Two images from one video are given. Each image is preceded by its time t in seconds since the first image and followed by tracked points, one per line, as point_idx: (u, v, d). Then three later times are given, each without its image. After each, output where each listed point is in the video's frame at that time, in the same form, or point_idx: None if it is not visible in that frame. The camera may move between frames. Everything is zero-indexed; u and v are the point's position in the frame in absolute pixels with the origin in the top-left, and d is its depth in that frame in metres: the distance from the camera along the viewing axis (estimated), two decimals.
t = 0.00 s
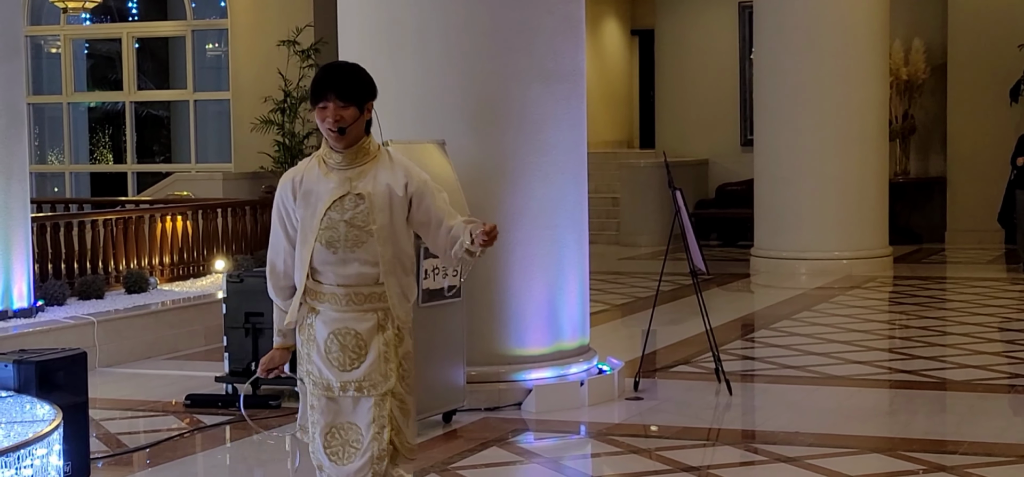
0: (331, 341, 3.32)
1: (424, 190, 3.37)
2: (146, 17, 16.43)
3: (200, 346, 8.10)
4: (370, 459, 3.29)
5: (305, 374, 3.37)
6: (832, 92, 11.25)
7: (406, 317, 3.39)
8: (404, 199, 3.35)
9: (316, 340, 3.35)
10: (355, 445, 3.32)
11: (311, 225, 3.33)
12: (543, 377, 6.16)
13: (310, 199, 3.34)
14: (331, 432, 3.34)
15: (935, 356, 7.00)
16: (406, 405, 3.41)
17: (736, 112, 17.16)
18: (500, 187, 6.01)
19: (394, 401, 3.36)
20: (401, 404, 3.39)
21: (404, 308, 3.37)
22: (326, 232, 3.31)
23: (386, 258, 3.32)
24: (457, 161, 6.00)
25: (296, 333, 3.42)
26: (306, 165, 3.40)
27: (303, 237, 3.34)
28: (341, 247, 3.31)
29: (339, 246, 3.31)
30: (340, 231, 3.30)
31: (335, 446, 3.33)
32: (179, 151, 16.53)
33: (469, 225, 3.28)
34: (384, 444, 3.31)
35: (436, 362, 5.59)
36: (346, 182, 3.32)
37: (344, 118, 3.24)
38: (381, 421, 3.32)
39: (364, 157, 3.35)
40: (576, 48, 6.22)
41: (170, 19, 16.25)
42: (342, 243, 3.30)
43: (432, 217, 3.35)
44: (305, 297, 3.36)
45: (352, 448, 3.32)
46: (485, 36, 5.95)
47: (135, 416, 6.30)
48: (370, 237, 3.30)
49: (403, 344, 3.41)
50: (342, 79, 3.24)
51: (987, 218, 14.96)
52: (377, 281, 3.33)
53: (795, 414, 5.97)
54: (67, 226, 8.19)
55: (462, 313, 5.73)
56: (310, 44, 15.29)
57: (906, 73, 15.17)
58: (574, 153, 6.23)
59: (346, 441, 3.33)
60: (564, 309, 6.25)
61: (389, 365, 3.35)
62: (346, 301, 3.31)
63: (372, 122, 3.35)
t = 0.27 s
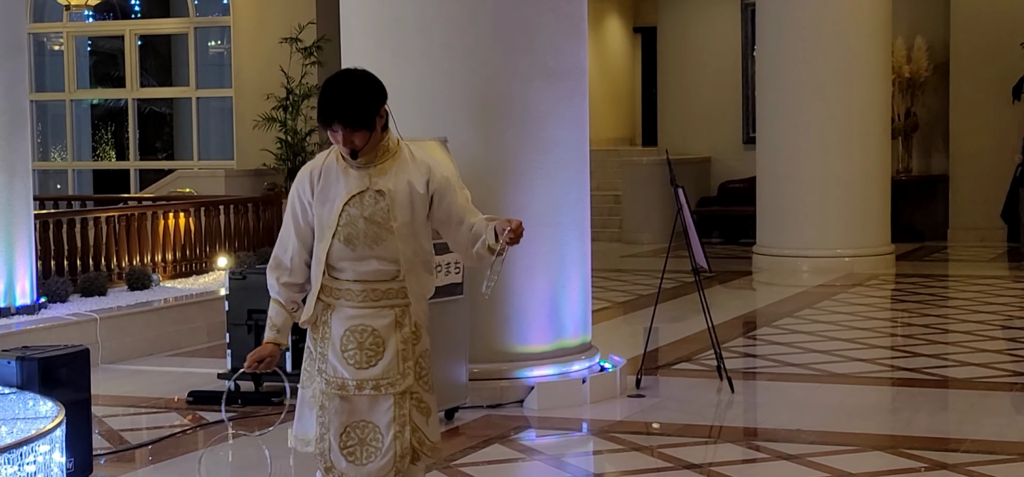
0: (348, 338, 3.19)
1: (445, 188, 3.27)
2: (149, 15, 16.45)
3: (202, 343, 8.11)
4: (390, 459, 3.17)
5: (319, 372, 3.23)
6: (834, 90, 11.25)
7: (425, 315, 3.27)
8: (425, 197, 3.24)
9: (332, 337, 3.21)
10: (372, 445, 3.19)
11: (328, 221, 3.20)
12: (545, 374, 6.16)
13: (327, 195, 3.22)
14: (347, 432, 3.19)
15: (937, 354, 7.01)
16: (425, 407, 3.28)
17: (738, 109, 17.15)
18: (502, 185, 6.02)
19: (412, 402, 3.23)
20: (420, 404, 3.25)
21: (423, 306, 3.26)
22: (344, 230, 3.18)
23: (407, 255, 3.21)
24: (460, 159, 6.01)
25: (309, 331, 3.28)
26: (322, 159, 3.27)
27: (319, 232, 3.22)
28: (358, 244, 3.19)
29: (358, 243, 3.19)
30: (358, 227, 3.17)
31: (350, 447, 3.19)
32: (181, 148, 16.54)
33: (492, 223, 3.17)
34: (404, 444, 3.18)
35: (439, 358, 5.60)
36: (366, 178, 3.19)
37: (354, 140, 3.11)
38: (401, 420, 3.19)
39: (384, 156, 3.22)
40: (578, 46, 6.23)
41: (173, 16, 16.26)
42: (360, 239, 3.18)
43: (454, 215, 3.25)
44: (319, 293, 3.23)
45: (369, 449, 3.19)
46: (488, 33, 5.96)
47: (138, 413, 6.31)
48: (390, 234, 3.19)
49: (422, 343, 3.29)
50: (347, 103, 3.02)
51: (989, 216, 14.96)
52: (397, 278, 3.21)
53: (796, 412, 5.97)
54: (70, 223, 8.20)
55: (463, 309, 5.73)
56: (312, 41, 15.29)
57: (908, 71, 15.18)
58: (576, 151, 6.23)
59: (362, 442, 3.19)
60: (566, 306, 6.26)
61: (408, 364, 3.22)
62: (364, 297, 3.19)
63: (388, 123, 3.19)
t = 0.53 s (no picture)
0: (357, 339, 3.20)
1: (462, 190, 3.26)
2: (150, 14, 16.45)
3: (203, 343, 8.11)
4: (395, 463, 3.17)
5: (325, 373, 3.23)
6: (835, 90, 11.25)
7: (436, 318, 3.27)
8: (440, 200, 3.24)
9: (341, 338, 3.22)
10: (376, 448, 3.19)
11: (342, 222, 3.20)
12: (546, 374, 6.16)
13: (342, 194, 3.22)
14: (350, 434, 3.20)
15: (938, 355, 7.01)
16: (433, 411, 3.27)
17: (740, 110, 17.16)
18: (503, 185, 6.02)
19: (419, 405, 3.23)
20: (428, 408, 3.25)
21: (433, 310, 3.26)
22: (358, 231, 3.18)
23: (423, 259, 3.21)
24: (461, 159, 6.02)
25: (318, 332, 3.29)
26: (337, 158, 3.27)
27: (332, 231, 3.22)
28: (371, 246, 3.19)
29: (371, 246, 3.19)
30: (373, 229, 3.18)
31: (353, 449, 3.19)
32: (182, 148, 16.54)
33: (503, 226, 3.17)
34: (409, 448, 3.18)
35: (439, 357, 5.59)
36: (381, 180, 3.19)
37: (369, 145, 3.10)
38: (407, 424, 3.19)
39: (400, 157, 3.22)
40: (579, 46, 6.23)
41: (174, 16, 16.26)
42: (375, 241, 3.19)
43: (469, 218, 3.24)
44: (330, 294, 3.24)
45: (372, 452, 3.19)
46: (488, 33, 5.96)
47: (139, 412, 6.31)
48: (404, 237, 3.19)
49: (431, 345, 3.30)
50: (364, 108, 3.00)
51: (990, 216, 14.96)
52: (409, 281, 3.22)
53: (797, 412, 5.98)
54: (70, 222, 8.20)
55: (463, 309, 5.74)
56: (313, 41, 15.28)
57: (909, 71, 15.19)
58: (577, 151, 6.23)
59: (366, 444, 3.20)
60: (567, 307, 6.26)
61: (416, 367, 3.23)
62: (374, 299, 3.20)
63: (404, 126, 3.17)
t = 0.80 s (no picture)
0: (367, 340, 3.20)
1: (478, 194, 3.29)
2: (151, 14, 16.44)
3: (204, 343, 8.11)
4: (402, 466, 3.18)
5: (334, 373, 3.22)
6: (835, 91, 11.26)
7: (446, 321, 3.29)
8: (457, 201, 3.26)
9: (352, 339, 3.21)
10: (383, 451, 3.19)
11: (358, 221, 3.18)
12: (547, 374, 6.17)
13: (357, 192, 3.20)
14: (358, 436, 3.20)
15: (938, 355, 7.02)
16: (440, 414, 3.28)
17: (740, 110, 17.17)
18: (505, 184, 6.03)
19: (427, 408, 3.23)
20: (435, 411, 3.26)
21: (444, 312, 3.27)
22: (374, 231, 3.17)
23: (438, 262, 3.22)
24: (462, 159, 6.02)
25: (326, 332, 3.28)
26: (352, 155, 3.24)
27: (346, 229, 3.20)
28: (388, 247, 3.19)
29: (386, 246, 3.19)
30: (388, 230, 3.17)
31: (360, 450, 3.19)
32: (183, 147, 16.54)
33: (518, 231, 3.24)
34: (417, 451, 3.19)
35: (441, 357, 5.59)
36: (400, 179, 3.18)
37: (391, 142, 3.10)
38: (415, 427, 3.19)
39: (418, 158, 3.21)
40: (580, 47, 6.23)
41: (175, 16, 16.27)
42: (390, 242, 3.18)
43: (484, 222, 3.29)
44: (341, 294, 3.23)
45: (379, 454, 3.19)
46: (489, 33, 5.96)
47: (139, 412, 6.31)
48: (420, 238, 3.19)
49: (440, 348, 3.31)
50: (394, 103, 2.99)
51: (990, 216, 14.97)
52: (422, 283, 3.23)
53: (797, 413, 5.98)
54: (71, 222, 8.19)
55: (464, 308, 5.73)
56: (314, 41, 15.27)
57: (911, 72, 15.21)
58: (578, 151, 6.24)
59: (373, 447, 3.20)
60: (568, 307, 6.26)
61: (425, 370, 3.23)
62: (386, 300, 3.20)
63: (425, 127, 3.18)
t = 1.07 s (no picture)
0: (381, 341, 3.21)
1: (490, 195, 3.37)
2: (152, 14, 16.43)
3: (205, 343, 8.12)
4: (416, 466, 3.22)
5: (348, 375, 3.23)
6: (836, 92, 11.26)
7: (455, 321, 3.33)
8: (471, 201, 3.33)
9: (366, 341, 3.22)
10: (398, 452, 3.22)
11: (376, 218, 3.21)
12: (548, 374, 6.17)
13: (376, 188, 3.23)
14: (374, 437, 3.21)
15: (939, 356, 7.02)
16: (449, 414, 3.32)
17: (741, 111, 17.17)
18: (506, 185, 6.04)
19: (436, 409, 3.28)
20: (445, 412, 3.30)
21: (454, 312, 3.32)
22: (393, 229, 3.20)
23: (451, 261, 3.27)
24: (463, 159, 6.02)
25: (338, 333, 3.28)
26: (369, 152, 3.27)
27: (364, 225, 3.22)
28: (406, 245, 3.22)
29: (405, 244, 3.22)
30: (408, 228, 3.21)
31: (376, 452, 3.21)
32: (184, 148, 16.55)
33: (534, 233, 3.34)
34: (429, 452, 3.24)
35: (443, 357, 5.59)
36: (419, 177, 3.23)
37: (417, 134, 3.17)
38: (426, 427, 3.24)
39: (435, 156, 3.27)
40: (581, 47, 6.24)
41: (176, 16, 16.27)
42: (409, 240, 3.22)
43: (495, 223, 3.38)
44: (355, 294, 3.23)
45: (394, 455, 3.22)
46: (490, 33, 5.97)
47: (140, 412, 6.32)
48: (437, 236, 3.24)
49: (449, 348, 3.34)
50: (427, 93, 3.07)
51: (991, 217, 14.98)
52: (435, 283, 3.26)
53: (798, 413, 5.98)
54: (73, 222, 8.20)
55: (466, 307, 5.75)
56: (316, 41, 15.25)
57: (911, 72, 15.22)
58: (579, 152, 6.24)
59: (388, 448, 3.22)
60: (568, 307, 6.27)
61: (436, 370, 3.27)
62: (401, 299, 3.22)
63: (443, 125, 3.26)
